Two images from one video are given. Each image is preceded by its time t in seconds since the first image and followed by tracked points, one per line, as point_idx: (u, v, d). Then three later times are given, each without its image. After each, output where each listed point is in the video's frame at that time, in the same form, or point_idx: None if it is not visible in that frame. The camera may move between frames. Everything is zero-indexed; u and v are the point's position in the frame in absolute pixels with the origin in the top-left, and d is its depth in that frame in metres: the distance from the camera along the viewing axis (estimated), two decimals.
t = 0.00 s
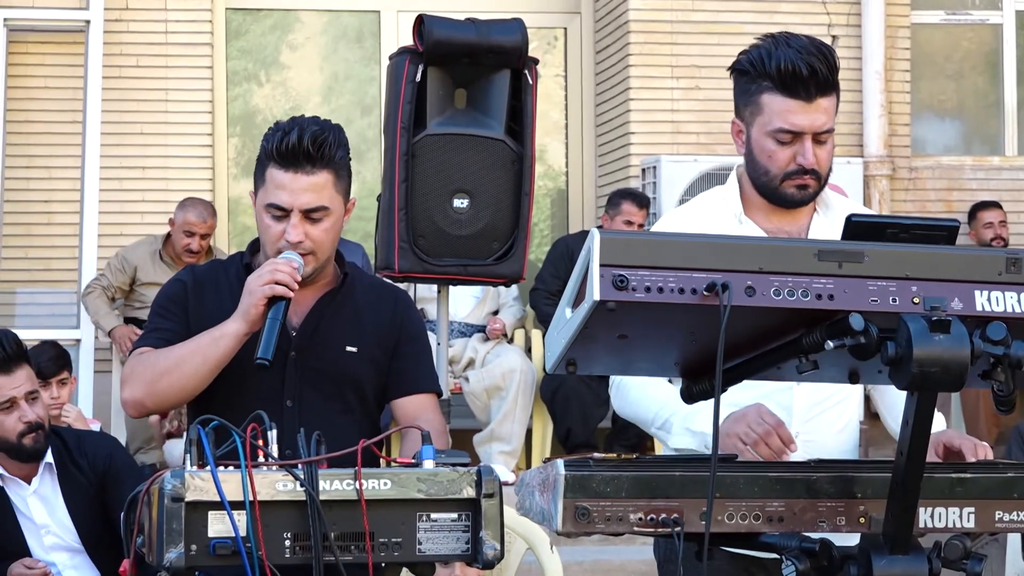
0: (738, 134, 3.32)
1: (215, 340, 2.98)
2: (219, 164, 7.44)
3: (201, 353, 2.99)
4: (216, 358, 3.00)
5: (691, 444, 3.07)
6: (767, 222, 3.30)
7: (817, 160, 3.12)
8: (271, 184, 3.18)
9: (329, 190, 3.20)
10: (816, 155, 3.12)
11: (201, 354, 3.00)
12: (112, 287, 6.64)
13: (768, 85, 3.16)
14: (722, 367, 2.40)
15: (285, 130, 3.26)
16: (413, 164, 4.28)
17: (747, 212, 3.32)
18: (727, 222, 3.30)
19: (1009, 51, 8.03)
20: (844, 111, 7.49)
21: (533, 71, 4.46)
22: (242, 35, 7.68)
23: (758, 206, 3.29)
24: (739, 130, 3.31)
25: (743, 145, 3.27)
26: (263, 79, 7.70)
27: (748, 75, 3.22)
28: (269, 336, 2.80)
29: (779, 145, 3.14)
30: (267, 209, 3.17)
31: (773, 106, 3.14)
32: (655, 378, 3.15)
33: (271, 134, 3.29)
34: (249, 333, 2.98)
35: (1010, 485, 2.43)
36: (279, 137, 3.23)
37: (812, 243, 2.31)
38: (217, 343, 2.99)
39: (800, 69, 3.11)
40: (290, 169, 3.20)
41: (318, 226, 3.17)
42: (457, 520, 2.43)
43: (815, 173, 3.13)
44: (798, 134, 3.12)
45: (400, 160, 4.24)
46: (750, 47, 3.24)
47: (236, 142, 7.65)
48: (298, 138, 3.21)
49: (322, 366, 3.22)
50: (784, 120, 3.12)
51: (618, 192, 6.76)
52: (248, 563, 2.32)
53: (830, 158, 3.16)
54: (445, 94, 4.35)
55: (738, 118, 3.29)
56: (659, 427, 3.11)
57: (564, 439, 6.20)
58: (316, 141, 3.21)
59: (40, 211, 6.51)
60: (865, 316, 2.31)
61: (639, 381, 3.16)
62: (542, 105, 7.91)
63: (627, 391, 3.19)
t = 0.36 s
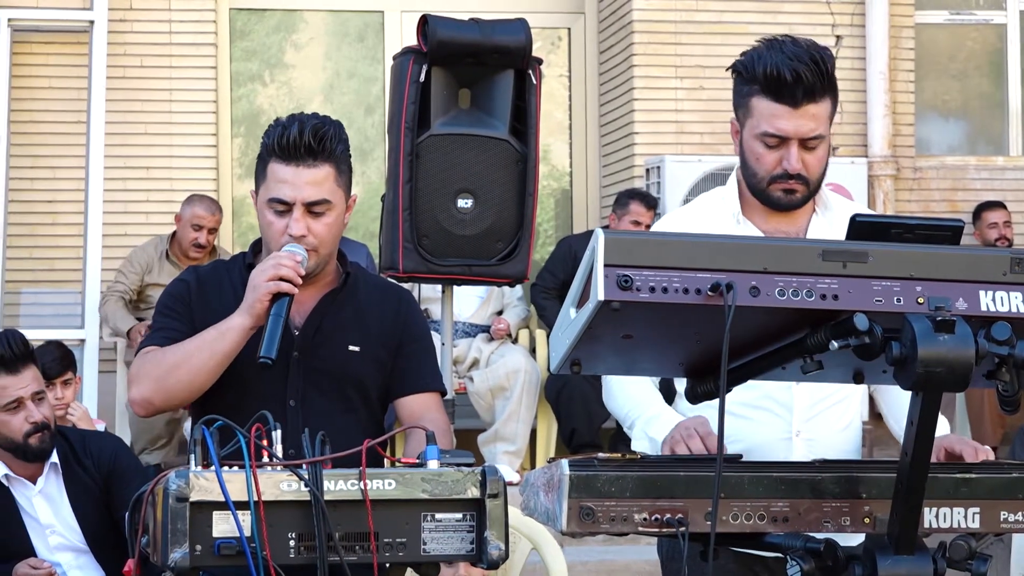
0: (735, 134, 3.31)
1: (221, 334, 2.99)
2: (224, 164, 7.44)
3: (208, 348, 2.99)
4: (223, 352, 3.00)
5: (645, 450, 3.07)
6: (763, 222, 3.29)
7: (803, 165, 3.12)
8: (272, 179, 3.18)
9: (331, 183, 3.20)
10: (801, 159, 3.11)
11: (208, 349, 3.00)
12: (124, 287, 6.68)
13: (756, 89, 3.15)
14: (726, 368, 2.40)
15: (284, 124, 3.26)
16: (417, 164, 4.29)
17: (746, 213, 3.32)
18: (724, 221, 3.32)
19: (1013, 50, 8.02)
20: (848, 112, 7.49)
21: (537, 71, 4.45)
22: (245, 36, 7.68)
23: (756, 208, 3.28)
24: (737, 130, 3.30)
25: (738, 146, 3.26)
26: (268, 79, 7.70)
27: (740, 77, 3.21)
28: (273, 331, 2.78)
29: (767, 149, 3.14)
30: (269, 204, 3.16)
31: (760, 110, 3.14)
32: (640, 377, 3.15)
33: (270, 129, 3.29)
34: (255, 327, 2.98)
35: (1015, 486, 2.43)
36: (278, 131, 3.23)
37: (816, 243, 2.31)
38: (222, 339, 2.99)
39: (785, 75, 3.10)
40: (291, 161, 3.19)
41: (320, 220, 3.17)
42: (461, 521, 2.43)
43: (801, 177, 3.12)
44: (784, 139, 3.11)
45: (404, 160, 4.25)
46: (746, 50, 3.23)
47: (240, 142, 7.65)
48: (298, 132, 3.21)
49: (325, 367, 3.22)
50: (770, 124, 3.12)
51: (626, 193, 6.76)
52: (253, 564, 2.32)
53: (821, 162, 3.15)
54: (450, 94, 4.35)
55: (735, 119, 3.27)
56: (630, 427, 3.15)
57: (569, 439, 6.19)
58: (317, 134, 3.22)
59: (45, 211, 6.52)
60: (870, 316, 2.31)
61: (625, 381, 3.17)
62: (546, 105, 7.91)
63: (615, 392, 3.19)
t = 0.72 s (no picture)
0: (740, 137, 3.32)
1: (242, 352, 2.95)
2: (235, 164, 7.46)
3: (229, 362, 2.96)
4: (244, 368, 2.96)
5: (654, 452, 3.07)
6: (771, 225, 3.30)
7: (810, 166, 3.12)
8: (298, 190, 3.12)
9: (356, 199, 3.15)
10: (809, 160, 3.12)
11: (228, 365, 2.97)
12: (136, 288, 6.63)
13: (762, 92, 3.16)
14: (737, 368, 2.39)
15: (313, 135, 3.19)
16: (428, 164, 4.29)
17: (751, 214, 3.33)
18: (730, 223, 3.33)
19: None
20: (860, 111, 7.48)
21: (548, 71, 4.46)
22: (257, 36, 7.70)
23: (762, 210, 3.29)
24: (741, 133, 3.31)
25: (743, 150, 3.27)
26: (279, 79, 7.71)
27: (745, 81, 3.22)
28: (299, 353, 2.76)
29: (773, 151, 3.14)
30: (293, 215, 3.11)
31: (766, 112, 3.15)
32: (647, 380, 3.16)
33: (297, 135, 3.21)
34: (277, 343, 2.95)
35: None
36: (309, 141, 3.16)
37: (827, 243, 2.31)
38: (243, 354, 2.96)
39: (789, 77, 3.11)
40: (319, 174, 3.13)
41: (343, 235, 3.13)
42: (472, 520, 2.40)
43: (809, 178, 3.13)
44: (790, 141, 3.11)
45: (416, 159, 4.26)
46: (745, 58, 3.24)
47: (251, 142, 7.66)
48: (332, 145, 3.14)
49: (332, 367, 3.20)
50: (776, 126, 3.12)
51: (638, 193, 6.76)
52: (264, 564, 2.28)
53: (828, 164, 3.16)
54: (461, 94, 4.36)
55: (740, 123, 3.28)
56: (639, 429, 3.16)
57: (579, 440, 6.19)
58: (349, 149, 3.15)
59: (56, 212, 6.54)
60: (881, 316, 2.31)
61: (632, 381, 3.18)
62: (557, 105, 7.91)
63: (623, 394, 3.21)
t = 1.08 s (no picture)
0: (735, 136, 3.32)
1: (248, 354, 2.93)
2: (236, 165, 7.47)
3: (234, 365, 2.94)
4: (250, 370, 2.94)
5: (650, 452, 3.05)
6: (766, 221, 3.29)
7: (809, 156, 3.11)
8: (303, 192, 3.09)
9: (360, 198, 3.14)
10: (808, 151, 3.11)
11: (234, 367, 2.94)
12: (135, 293, 6.64)
13: (760, 84, 3.17)
14: (738, 368, 2.39)
15: (316, 136, 3.15)
16: (429, 164, 4.29)
17: (746, 213, 3.33)
18: (726, 222, 3.33)
19: None
20: (861, 111, 7.48)
21: (549, 71, 4.45)
22: (258, 36, 7.70)
23: (757, 208, 3.29)
24: (736, 132, 3.31)
25: (740, 146, 3.27)
26: (280, 79, 7.71)
27: (742, 76, 3.22)
28: (308, 357, 2.86)
29: (773, 143, 3.13)
30: (299, 218, 3.08)
31: (765, 104, 3.15)
32: (646, 381, 3.16)
33: (298, 136, 3.18)
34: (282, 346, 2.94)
35: None
36: (312, 144, 3.12)
37: (828, 243, 2.31)
38: (250, 357, 2.93)
39: (789, 68, 3.12)
40: (323, 176, 3.10)
41: (348, 234, 3.12)
42: (473, 521, 2.36)
43: (808, 169, 3.12)
44: (790, 131, 3.11)
45: (416, 159, 4.27)
46: (743, 50, 3.24)
47: (252, 143, 7.66)
48: (337, 146, 3.12)
49: (331, 369, 3.18)
50: (776, 117, 3.12)
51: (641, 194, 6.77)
52: (264, 564, 2.26)
53: (825, 156, 3.16)
54: (462, 94, 4.36)
55: (734, 120, 3.28)
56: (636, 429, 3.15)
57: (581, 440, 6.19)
58: (353, 150, 3.13)
59: (56, 212, 6.55)
60: (882, 316, 2.31)
61: (630, 381, 3.18)
62: (559, 105, 7.92)
63: (621, 394, 3.21)
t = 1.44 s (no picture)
0: (733, 137, 3.32)
1: (244, 354, 2.90)
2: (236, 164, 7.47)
3: (231, 364, 2.91)
4: (246, 370, 2.92)
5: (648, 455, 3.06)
6: (766, 223, 3.29)
7: (809, 157, 3.11)
8: (297, 191, 3.05)
9: (355, 195, 3.10)
10: (808, 152, 3.11)
11: (230, 366, 2.92)
12: (130, 304, 6.56)
13: (759, 86, 3.17)
14: (738, 368, 2.39)
15: (309, 134, 3.12)
16: (429, 163, 4.29)
17: (745, 214, 3.33)
18: (725, 224, 3.33)
19: None
20: (861, 111, 7.48)
21: (549, 72, 4.45)
22: (258, 36, 7.70)
23: (756, 209, 3.29)
24: (734, 134, 3.31)
25: (739, 148, 3.26)
26: (280, 79, 7.71)
27: (740, 77, 3.22)
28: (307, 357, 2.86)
29: (773, 144, 3.13)
30: (294, 216, 3.04)
31: (764, 106, 3.15)
32: (646, 382, 3.15)
33: (291, 134, 3.14)
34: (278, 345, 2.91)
35: None
36: (306, 141, 3.09)
37: (828, 243, 2.31)
38: (245, 357, 2.91)
39: (787, 68, 3.12)
40: (318, 174, 3.06)
41: (344, 232, 3.08)
42: (473, 521, 2.35)
43: (809, 170, 3.11)
44: (790, 132, 3.11)
45: (416, 159, 4.27)
46: (741, 52, 3.24)
47: (252, 143, 7.67)
48: (331, 143, 3.09)
49: (327, 369, 3.15)
50: (776, 118, 3.12)
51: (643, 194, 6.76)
52: (264, 564, 2.25)
53: (824, 157, 3.16)
54: (462, 94, 4.36)
55: (733, 122, 3.29)
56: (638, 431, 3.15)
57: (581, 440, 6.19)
58: (346, 147, 3.10)
59: (57, 211, 6.55)
60: (882, 316, 2.31)
61: (631, 381, 3.18)
62: (559, 105, 7.92)
63: (623, 395, 3.20)
